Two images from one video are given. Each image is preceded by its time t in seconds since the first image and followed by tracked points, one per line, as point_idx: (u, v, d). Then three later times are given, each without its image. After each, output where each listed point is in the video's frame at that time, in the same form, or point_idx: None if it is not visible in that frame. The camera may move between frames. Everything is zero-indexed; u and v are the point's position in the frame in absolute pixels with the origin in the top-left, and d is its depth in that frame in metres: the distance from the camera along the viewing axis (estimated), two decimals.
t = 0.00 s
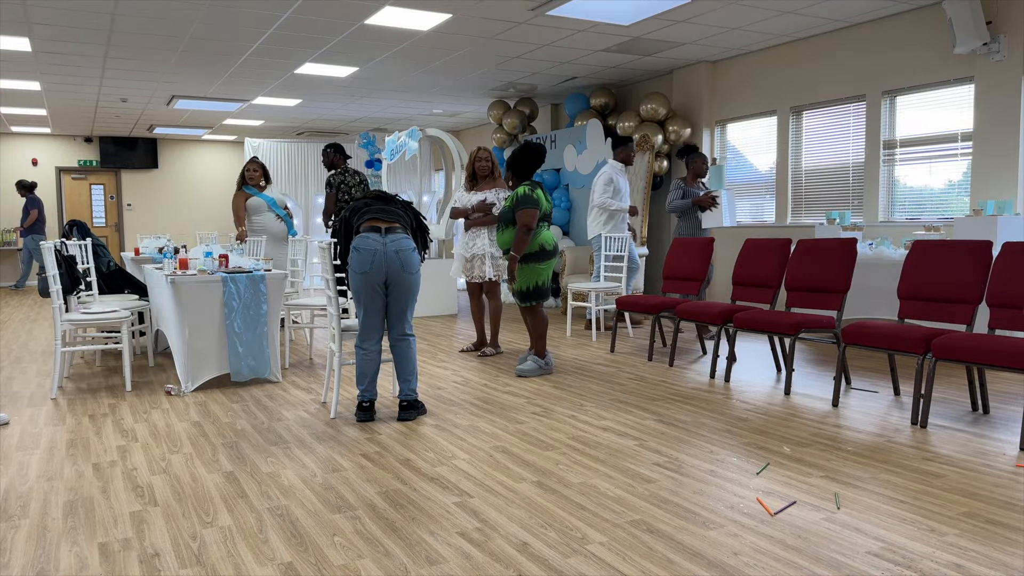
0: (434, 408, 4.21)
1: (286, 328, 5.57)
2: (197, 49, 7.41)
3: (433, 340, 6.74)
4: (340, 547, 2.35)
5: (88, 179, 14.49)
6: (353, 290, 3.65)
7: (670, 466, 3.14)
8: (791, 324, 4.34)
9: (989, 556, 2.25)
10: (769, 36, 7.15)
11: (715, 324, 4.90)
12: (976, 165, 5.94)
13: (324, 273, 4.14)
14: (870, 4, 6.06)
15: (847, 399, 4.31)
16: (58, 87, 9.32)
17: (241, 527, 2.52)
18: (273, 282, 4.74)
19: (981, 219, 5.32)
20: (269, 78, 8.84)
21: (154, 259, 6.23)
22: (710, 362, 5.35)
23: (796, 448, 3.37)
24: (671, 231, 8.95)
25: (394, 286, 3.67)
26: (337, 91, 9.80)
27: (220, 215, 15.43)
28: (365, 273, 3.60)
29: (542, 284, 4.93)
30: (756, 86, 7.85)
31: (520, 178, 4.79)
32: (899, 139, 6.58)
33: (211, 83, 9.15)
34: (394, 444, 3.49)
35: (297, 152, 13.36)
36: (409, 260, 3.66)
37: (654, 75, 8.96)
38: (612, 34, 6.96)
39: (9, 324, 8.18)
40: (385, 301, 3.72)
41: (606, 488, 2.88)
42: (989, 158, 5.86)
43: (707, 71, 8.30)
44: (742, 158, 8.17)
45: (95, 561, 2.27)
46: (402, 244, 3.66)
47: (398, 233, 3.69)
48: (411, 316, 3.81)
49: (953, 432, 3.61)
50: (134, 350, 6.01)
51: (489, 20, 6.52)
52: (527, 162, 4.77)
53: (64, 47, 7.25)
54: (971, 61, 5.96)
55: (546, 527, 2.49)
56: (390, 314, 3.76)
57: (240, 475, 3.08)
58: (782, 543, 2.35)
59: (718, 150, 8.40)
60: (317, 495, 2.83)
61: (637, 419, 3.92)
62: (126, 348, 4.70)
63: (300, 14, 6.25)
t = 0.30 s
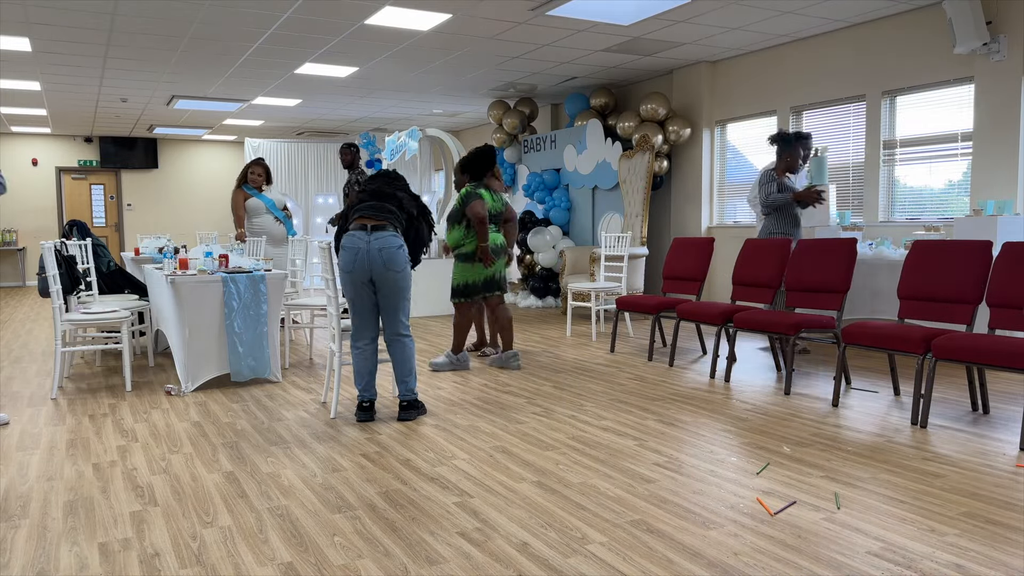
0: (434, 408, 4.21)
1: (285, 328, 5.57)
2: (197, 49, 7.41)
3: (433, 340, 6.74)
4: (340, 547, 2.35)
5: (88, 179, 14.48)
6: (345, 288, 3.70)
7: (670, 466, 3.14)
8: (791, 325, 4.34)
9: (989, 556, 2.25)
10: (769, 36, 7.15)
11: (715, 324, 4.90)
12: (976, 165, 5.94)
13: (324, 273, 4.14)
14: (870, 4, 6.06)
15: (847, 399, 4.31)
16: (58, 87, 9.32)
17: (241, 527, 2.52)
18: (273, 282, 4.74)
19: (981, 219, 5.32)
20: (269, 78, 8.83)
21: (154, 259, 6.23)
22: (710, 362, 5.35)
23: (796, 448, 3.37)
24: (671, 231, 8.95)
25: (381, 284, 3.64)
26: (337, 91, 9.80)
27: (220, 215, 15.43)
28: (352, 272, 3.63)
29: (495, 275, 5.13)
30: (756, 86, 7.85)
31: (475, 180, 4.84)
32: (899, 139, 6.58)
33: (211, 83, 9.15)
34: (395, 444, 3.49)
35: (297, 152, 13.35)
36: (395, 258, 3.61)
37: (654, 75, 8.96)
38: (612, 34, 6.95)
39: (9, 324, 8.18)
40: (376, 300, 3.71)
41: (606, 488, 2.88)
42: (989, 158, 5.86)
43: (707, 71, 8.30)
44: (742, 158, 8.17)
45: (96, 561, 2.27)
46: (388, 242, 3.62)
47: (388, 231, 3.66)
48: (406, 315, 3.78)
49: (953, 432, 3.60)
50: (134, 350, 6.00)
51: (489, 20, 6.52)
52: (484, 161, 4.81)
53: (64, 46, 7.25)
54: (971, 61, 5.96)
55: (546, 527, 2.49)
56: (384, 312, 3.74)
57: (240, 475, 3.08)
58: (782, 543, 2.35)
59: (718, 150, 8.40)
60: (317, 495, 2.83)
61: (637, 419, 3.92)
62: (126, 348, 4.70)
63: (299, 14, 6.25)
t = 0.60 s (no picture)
0: (434, 408, 4.21)
1: (285, 328, 5.57)
2: (197, 49, 7.41)
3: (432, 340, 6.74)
4: (340, 547, 2.35)
5: (87, 179, 14.48)
6: (372, 285, 3.56)
7: (670, 466, 3.14)
8: (792, 325, 4.33)
9: (988, 556, 2.25)
10: (769, 36, 7.15)
11: (716, 324, 4.90)
12: (976, 164, 5.94)
13: (325, 273, 4.14)
14: (870, 4, 6.06)
15: (847, 399, 4.31)
16: (57, 87, 9.32)
17: (241, 527, 2.52)
18: (273, 282, 4.74)
19: (981, 219, 5.31)
20: (268, 78, 8.83)
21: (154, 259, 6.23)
22: (710, 362, 5.35)
23: (796, 448, 3.36)
24: (671, 231, 8.95)
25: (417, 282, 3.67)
26: (337, 91, 9.80)
27: (221, 215, 15.44)
28: (391, 271, 3.53)
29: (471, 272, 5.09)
30: (756, 85, 7.85)
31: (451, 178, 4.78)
32: (899, 139, 6.57)
33: (211, 83, 9.15)
34: (394, 444, 3.49)
35: (297, 152, 13.36)
36: (432, 257, 3.68)
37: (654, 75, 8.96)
38: (612, 34, 6.96)
39: (9, 324, 8.18)
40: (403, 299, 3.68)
41: (606, 487, 2.88)
42: (989, 158, 5.85)
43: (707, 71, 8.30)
44: (742, 158, 8.17)
45: (96, 561, 2.27)
46: (427, 241, 3.65)
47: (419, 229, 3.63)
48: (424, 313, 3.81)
49: (953, 432, 3.60)
50: (134, 350, 6.00)
51: (489, 20, 6.52)
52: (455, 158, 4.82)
53: (64, 47, 7.25)
54: (971, 61, 5.96)
55: (547, 527, 2.49)
56: (406, 311, 3.75)
57: (240, 475, 3.08)
58: (782, 542, 2.35)
59: (718, 150, 8.40)
60: (317, 495, 2.83)
61: (637, 419, 3.92)
62: (126, 348, 4.70)
63: (299, 14, 6.25)
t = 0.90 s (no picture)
0: (434, 408, 4.21)
1: (286, 329, 5.57)
2: (197, 49, 7.42)
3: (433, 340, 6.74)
4: (340, 547, 2.35)
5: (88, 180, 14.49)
6: (360, 285, 3.55)
7: (670, 466, 3.14)
8: (791, 324, 4.33)
9: (988, 555, 2.25)
10: (769, 36, 7.15)
11: (716, 324, 4.90)
12: (976, 165, 5.94)
13: (324, 273, 4.14)
14: (870, 4, 6.06)
15: (847, 399, 4.31)
16: (57, 87, 9.32)
17: (241, 527, 2.52)
18: (273, 282, 4.74)
19: (981, 220, 5.31)
20: (268, 78, 8.84)
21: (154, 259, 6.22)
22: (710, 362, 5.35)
23: (796, 448, 3.36)
24: (671, 231, 8.95)
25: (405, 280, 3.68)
26: (337, 91, 9.80)
27: (221, 215, 15.44)
28: (384, 270, 3.52)
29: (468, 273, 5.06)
30: (755, 86, 7.85)
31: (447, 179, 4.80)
32: (899, 139, 6.57)
33: (211, 83, 9.16)
34: (394, 445, 3.49)
35: (297, 152, 13.36)
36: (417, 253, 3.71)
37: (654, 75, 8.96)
38: (612, 34, 6.96)
39: (9, 324, 8.18)
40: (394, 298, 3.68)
41: (606, 488, 2.88)
42: (989, 158, 5.85)
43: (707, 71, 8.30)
44: (742, 158, 8.17)
45: (96, 561, 2.27)
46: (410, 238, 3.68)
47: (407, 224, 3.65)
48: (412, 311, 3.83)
49: (953, 432, 3.60)
50: (134, 350, 6.01)
51: (489, 20, 6.52)
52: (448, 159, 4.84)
53: (64, 47, 7.26)
54: (971, 61, 5.96)
55: (547, 528, 2.49)
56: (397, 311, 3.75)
57: (240, 475, 3.08)
58: (782, 542, 2.35)
59: (718, 150, 8.40)
60: (317, 495, 2.83)
61: (637, 419, 3.92)
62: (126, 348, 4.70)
63: (299, 14, 6.25)
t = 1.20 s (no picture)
0: (434, 408, 4.21)
1: (285, 329, 5.56)
2: (197, 49, 7.42)
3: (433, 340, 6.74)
4: (340, 547, 2.35)
5: (87, 180, 14.49)
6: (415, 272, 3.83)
7: (670, 466, 3.14)
8: (790, 324, 4.33)
9: (988, 555, 2.25)
10: (769, 36, 7.15)
11: (715, 324, 4.90)
12: (976, 165, 5.94)
13: (325, 272, 4.14)
14: (870, 4, 6.06)
15: (848, 399, 4.31)
16: (57, 87, 9.32)
17: (241, 527, 2.52)
18: (273, 282, 4.73)
19: (981, 220, 5.31)
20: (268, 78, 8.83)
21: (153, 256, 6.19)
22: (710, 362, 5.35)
23: (796, 448, 3.37)
24: (671, 231, 8.96)
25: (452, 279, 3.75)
26: (337, 91, 9.81)
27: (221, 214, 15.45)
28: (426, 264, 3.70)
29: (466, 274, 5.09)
30: (755, 86, 7.85)
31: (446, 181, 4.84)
32: (899, 139, 6.57)
33: (211, 83, 9.16)
34: (394, 445, 3.49)
35: (297, 152, 13.37)
36: (469, 255, 3.71)
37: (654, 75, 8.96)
38: (612, 34, 6.95)
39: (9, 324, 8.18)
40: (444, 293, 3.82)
41: (606, 488, 2.88)
42: (990, 158, 5.85)
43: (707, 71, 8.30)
44: (742, 158, 8.17)
45: (96, 561, 2.27)
46: (465, 241, 3.70)
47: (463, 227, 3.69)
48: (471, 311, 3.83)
49: (953, 432, 3.60)
50: (135, 350, 6.00)
51: (489, 20, 6.52)
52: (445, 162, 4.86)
53: (65, 47, 7.26)
54: (971, 61, 5.96)
55: (547, 527, 2.49)
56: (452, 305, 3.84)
57: (240, 475, 3.08)
58: (782, 542, 2.35)
59: (718, 151, 8.41)
60: (317, 495, 2.83)
61: (637, 419, 3.92)
62: (126, 348, 4.69)
63: (299, 14, 6.25)
